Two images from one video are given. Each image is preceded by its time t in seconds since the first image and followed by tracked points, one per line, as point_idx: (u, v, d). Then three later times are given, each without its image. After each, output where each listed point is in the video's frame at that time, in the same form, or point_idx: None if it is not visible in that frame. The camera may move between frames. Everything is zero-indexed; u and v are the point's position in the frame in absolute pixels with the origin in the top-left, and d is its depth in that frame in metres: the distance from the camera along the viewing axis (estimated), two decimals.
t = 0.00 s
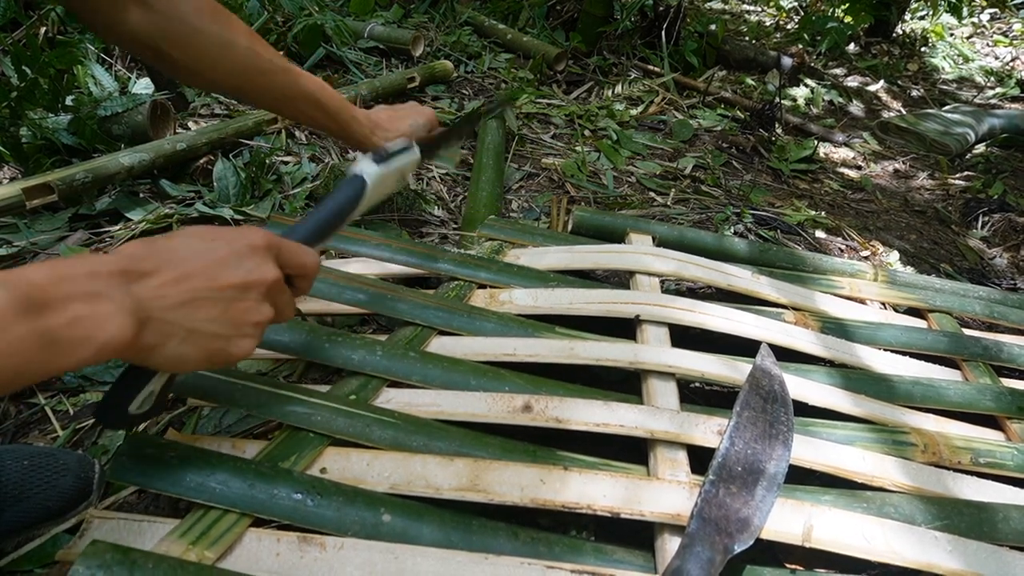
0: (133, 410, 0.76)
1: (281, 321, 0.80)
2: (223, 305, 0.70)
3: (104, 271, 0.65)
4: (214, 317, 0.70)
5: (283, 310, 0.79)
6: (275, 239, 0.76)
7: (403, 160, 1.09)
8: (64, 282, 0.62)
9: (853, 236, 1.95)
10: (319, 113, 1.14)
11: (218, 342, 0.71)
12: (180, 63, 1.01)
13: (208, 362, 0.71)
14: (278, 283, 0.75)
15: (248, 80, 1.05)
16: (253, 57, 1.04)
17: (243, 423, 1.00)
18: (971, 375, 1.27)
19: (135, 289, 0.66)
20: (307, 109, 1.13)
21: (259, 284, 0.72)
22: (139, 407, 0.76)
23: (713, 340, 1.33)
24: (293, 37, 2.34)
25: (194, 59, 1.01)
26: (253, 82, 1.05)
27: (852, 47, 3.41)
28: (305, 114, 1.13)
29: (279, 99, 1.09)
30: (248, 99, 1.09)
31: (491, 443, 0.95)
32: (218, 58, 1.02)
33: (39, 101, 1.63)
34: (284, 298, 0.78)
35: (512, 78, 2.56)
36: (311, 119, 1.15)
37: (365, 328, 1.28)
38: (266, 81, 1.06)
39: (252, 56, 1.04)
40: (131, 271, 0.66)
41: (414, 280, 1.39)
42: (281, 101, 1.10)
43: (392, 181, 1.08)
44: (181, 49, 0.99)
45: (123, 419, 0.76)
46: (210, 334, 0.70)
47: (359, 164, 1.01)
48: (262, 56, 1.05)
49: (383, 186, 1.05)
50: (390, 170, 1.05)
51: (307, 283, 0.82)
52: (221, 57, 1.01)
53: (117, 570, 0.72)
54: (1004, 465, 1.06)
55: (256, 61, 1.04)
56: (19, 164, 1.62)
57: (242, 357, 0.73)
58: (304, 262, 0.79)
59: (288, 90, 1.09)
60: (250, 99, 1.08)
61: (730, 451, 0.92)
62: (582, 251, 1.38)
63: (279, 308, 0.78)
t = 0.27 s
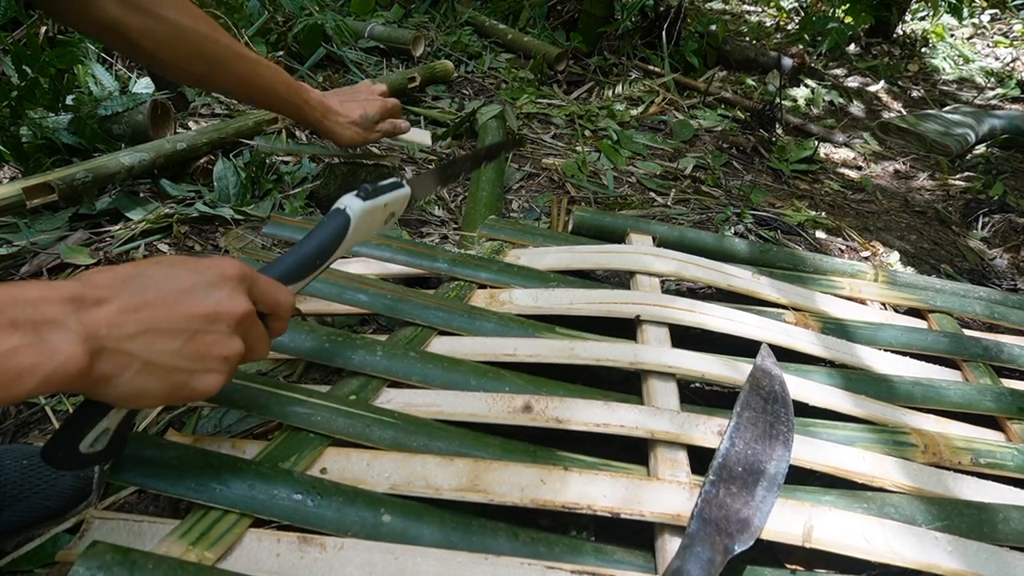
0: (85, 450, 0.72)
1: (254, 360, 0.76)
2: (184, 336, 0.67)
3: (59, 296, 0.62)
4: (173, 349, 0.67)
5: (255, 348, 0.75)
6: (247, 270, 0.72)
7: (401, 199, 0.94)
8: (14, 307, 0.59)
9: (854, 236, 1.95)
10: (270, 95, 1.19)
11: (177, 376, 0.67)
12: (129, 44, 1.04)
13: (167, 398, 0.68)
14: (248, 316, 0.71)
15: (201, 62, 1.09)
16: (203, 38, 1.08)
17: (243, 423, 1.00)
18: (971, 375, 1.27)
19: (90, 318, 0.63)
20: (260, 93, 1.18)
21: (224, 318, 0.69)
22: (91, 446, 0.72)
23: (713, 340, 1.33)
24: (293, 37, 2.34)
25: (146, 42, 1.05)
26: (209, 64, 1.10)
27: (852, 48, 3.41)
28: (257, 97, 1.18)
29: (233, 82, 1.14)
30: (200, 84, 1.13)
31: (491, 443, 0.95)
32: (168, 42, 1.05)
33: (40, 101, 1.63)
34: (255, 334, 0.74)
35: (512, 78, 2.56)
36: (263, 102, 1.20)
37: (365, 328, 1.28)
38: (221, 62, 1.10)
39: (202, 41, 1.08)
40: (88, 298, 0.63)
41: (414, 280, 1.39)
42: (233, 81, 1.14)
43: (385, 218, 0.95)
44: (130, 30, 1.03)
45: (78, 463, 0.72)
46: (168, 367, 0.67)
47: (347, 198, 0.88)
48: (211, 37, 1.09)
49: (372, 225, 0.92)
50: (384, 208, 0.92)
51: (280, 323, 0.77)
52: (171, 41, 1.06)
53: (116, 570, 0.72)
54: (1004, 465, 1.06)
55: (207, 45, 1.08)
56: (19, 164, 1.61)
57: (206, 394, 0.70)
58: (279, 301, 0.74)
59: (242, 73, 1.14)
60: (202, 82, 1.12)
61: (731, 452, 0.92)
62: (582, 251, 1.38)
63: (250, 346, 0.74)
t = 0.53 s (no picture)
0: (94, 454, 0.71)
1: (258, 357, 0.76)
2: (187, 323, 0.67)
3: (59, 289, 0.62)
4: (177, 336, 0.66)
5: (259, 343, 0.75)
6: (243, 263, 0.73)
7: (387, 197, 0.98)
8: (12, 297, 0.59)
9: (854, 236, 1.95)
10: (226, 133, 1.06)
11: (183, 364, 0.67)
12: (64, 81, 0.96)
13: (174, 389, 0.66)
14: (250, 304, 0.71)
15: (138, 102, 0.99)
16: (139, 76, 0.97)
17: (243, 423, 1.00)
18: (971, 376, 1.27)
19: (90, 308, 0.63)
20: (213, 130, 1.05)
21: (225, 304, 0.69)
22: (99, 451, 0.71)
23: (713, 340, 1.33)
24: (293, 37, 2.34)
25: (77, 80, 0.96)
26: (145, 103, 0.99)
27: (852, 48, 3.41)
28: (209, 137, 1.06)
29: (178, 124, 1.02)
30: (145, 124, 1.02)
31: (491, 443, 0.95)
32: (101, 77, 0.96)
33: (40, 101, 1.63)
34: (258, 326, 0.74)
35: (512, 78, 2.56)
36: (221, 144, 1.07)
37: (365, 328, 1.28)
38: (158, 102, 0.99)
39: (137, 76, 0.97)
40: (85, 290, 0.64)
41: (414, 280, 1.39)
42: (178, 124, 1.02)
43: (372, 217, 0.97)
44: (61, 68, 0.94)
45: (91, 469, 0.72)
46: (173, 355, 0.66)
47: (335, 196, 0.90)
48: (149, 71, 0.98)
49: (362, 223, 0.94)
50: (371, 205, 0.95)
51: (283, 317, 0.78)
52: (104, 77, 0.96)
53: (117, 570, 0.72)
54: (1004, 465, 1.06)
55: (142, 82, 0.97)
56: (19, 164, 1.61)
57: (214, 384, 0.69)
58: (282, 292, 0.76)
59: (183, 112, 1.01)
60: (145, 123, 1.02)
61: (730, 452, 0.92)
62: (582, 251, 1.38)
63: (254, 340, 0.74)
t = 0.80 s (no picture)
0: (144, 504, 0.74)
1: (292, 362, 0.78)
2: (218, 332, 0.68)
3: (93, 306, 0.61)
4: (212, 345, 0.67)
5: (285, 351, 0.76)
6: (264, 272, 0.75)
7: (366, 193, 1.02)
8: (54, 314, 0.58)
9: (854, 236, 1.95)
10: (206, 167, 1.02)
11: (222, 373, 0.67)
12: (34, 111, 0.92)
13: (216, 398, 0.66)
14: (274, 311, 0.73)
15: (115, 134, 0.96)
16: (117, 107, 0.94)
17: (243, 422, 1.00)
18: (971, 376, 1.27)
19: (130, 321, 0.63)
20: (191, 165, 1.01)
21: (253, 311, 0.70)
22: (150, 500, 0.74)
23: (713, 340, 1.33)
24: (294, 37, 2.34)
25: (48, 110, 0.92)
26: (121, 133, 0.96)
27: (853, 48, 3.41)
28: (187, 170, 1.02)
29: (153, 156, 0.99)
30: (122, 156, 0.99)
31: (492, 442, 0.95)
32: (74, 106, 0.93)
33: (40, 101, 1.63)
34: (284, 333, 0.75)
35: (512, 78, 2.56)
36: (200, 177, 1.04)
37: (365, 328, 1.28)
38: (135, 134, 0.96)
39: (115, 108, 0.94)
40: (120, 305, 0.63)
41: (414, 280, 1.39)
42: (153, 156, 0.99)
43: (356, 215, 1.00)
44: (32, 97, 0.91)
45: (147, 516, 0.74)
46: (211, 364, 0.66)
47: (319, 202, 0.93)
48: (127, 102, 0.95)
49: (348, 222, 0.97)
50: (352, 202, 0.98)
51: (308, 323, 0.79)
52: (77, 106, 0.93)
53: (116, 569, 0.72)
54: (1005, 465, 1.06)
55: (119, 114, 0.95)
56: (19, 164, 1.61)
57: (253, 391, 0.69)
58: (302, 292, 0.77)
59: (160, 145, 0.98)
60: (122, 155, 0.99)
61: (731, 452, 0.92)
62: (582, 251, 1.38)
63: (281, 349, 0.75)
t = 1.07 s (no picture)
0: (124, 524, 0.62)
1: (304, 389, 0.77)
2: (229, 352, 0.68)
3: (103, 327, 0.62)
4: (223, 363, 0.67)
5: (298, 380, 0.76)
6: (277, 301, 0.76)
7: (403, 253, 0.91)
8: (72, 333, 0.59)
9: (854, 236, 1.95)
10: (230, 198, 1.00)
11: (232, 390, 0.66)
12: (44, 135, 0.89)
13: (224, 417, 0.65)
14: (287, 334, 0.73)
15: (136, 163, 0.93)
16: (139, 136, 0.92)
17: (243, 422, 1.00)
18: (972, 376, 1.27)
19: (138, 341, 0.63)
20: (213, 194, 0.99)
21: (264, 332, 0.70)
22: (132, 519, 0.63)
23: (713, 341, 1.33)
24: (294, 37, 2.34)
25: (69, 139, 0.90)
26: (144, 164, 0.93)
27: (853, 48, 3.41)
28: (208, 199, 0.99)
29: (176, 184, 0.97)
30: (141, 186, 0.97)
31: (492, 442, 0.95)
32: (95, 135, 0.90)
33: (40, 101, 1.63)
34: (298, 358, 0.74)
35: (512, 78, 2.56)
36: (222, 207, 1.01)
37: (365, 328, 1.28)
38: (159, 163, 0.94)
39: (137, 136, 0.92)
40: (130, 328, 0.64)
41: (414, 280, 1.39)
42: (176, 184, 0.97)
43: (388, 273, 0.90)
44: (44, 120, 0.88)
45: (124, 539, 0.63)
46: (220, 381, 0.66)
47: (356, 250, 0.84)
48: (150, 131, 0.93)
49: (379, 279, 0.87)
50: (388, 259, 0.88)
51: (324, 348, 0.78)
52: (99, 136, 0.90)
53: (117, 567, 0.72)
54: (1005, 465, 1.06)
55: (144, 143, 0.92)
56: (19, 164, 1.61)
57: (261, 411, 0.68)
58: (317, 321, 0.75)
59: (184, 173, 0.96)
60: (142, 185, 0.96)
61: (731, 452, 0.92)
62: (582, 251, 1.38)
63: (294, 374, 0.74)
